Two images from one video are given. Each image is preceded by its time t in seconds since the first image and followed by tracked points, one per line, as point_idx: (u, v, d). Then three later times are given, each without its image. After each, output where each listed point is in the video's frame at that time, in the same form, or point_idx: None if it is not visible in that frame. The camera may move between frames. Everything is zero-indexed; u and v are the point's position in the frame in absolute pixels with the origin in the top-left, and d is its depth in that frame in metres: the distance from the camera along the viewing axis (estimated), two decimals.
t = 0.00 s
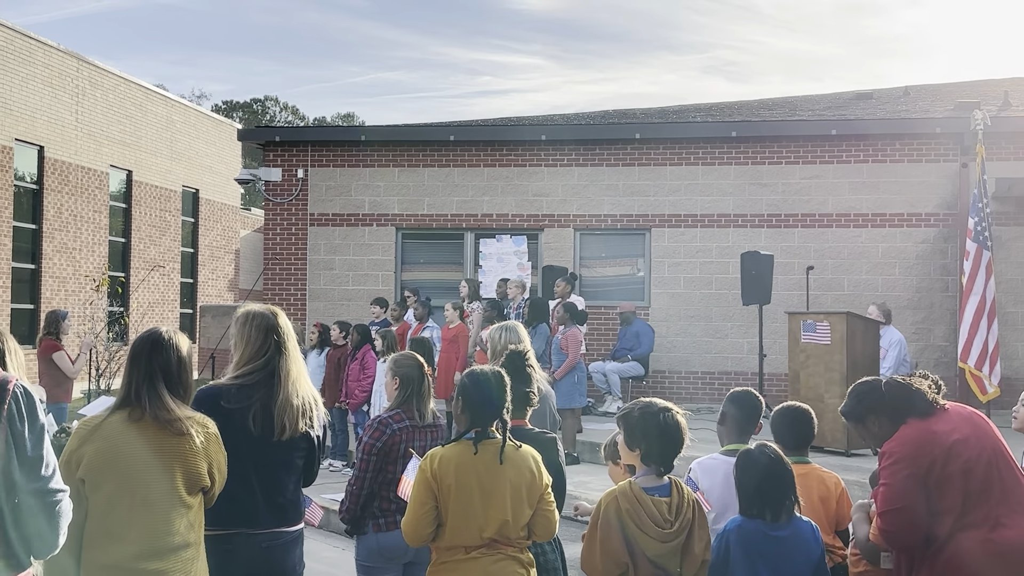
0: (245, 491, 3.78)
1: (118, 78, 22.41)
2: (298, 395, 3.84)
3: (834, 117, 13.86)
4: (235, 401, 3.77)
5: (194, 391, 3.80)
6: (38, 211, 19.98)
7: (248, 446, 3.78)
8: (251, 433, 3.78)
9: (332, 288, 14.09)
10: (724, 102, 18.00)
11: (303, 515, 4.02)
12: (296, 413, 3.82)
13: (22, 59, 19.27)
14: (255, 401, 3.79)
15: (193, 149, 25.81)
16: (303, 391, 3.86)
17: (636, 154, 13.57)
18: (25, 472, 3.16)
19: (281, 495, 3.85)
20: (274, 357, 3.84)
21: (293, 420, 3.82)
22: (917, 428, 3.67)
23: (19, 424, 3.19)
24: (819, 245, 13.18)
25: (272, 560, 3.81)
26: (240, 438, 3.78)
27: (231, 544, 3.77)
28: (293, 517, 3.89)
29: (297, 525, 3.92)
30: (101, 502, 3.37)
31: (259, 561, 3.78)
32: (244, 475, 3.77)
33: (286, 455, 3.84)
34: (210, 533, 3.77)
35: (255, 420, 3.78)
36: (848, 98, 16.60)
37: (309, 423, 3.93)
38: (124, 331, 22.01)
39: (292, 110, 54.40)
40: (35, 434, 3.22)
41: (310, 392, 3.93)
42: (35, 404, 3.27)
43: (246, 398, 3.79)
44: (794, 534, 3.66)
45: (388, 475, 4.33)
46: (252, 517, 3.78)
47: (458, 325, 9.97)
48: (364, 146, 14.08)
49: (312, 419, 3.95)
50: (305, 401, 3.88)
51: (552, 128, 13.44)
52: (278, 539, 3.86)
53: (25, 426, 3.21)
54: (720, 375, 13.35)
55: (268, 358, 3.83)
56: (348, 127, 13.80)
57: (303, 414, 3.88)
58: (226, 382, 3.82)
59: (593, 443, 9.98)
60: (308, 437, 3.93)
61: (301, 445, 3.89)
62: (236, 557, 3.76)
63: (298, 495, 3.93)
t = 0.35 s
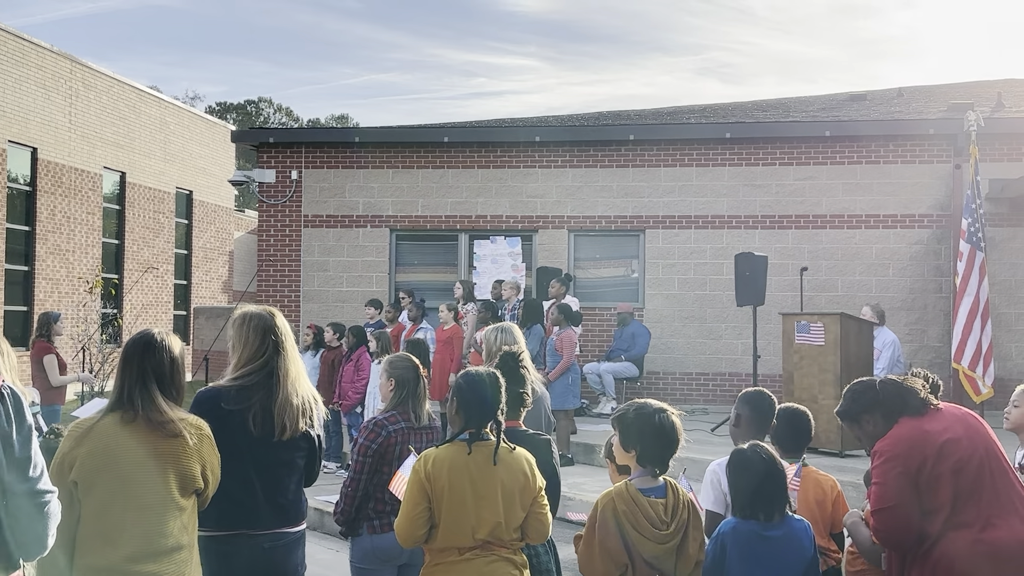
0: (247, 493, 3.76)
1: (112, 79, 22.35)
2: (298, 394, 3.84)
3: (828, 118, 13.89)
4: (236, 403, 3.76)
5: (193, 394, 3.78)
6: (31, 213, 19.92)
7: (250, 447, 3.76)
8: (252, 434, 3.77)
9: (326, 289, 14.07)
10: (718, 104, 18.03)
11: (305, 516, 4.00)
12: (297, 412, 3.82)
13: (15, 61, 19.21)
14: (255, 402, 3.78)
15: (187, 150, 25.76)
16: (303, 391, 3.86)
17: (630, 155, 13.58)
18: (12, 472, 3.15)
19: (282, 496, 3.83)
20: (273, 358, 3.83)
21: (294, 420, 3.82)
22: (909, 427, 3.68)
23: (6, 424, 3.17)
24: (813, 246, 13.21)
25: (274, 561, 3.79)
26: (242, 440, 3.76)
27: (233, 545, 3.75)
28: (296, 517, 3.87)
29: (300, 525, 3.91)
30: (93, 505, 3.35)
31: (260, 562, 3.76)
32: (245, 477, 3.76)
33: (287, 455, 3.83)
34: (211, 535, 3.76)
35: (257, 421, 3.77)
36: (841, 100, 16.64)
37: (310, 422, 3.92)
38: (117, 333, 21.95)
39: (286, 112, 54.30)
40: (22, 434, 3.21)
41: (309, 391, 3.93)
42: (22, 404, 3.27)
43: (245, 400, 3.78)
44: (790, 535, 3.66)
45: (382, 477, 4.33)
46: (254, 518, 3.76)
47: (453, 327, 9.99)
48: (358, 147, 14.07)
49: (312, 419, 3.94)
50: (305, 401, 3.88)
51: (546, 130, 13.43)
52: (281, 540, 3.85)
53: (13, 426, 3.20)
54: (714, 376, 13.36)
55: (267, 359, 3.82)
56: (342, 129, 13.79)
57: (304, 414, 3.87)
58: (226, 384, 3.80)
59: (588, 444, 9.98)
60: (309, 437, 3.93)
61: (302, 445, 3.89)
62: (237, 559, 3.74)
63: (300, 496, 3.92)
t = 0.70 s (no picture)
0: (267, 494, 3.73)
1: (108, 79, 22.31)
2: (316, 393, 3.83)
3: (824, 119, 13.91)
4: (254, 404, 3.74)
5: (210, 399, 3.74)
6: (27, 213, 19.87)
7: (269, 448, 3.73)
8: (271, 435, 3.73)
9: (322, 290, 14.06)
10: (715, 105, 18.05)
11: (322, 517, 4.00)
12: (315, 412, 3.81)
13: (10, 61, 19.17)
14: (274, 402, 3.75)
15: (183, 150, 25.72)
16: (319, 390, 3.86)
17: (626, 156, 13.59)
18: (7, 476, 3.12)
19: (303, 495, 3.82)
20: (290, 358, 3.82)
21: (312, 419, 3.81)
22: (907, 427, 3.68)
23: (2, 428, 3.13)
24: (809, 247, 13.22)
25: (296, 561, 3.78)
26: (262, 441, 3.73)
27: (256, 545, 3.72)
28: (315, 516, 3.87)
29: (318, 525, 3.90)
30: (89, 507, 3.34)
31: (282, 562, 3.74)
32: (265, 478, 3.73)
33: (305, 455, 3.81)
34: (231, 536, 3.73)
35: (275, 421, 3.74)
36: (837, 101, 16.67)
37: (326, 422, 3.91)
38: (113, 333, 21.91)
39: (283, 112, 54.25)
40: (17, 436, 3.18)
41: (324, 390, 3.92)
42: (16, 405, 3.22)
43: (264, 401, 3.75)
44: (790, 535, 3.67)
45: (380, 478, 4.32)
46: (276, 518, 3.74)
47: (449, 327, 9.98)
48: (355, 147, 14.05)
49: (328, 419, 3.94)
50: (321, 400, 3.87)
51: (542, 130, 13.43)
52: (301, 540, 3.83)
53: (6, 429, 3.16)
54: (711, 376, 13.37)
55: (283, 359, 3.81)
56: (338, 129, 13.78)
57: (321, 414, 3.86)
58: (243, 386, 3.78)
59: (586, 445, 9.98)
60: (325, 436, 3.92)
61: (319, 445, 3.88)
62: (259, 560, 3.71)
63: (319, 495, 3.91)
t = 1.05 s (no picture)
0: (285, 493, 3.73)
1: (106, 78, 22.30)
2: (328, 392, 3.84)
3: (822, 120, 13.92)
4: (269, 403, 3.73)
5: (223, 399, 3.71)
6: (25, 212, 19.86)
7: (285, 447, 3.73)
8: (287, 433, 3.73)
9: (321, 290, 14.05)
10: (713, 105, 18.06)
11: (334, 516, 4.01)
12: (329, 410, 3.83)
13: (8, 60, 19.15)
14: (290, 401, 3.75)
15: (181, 150, 25.70)
16: (331, 389, 3.87)
17: (624, 156, 13.59)
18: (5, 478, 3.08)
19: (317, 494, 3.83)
20: (302, 357, 3.83)
21: (327, 418, 3.82)
22: (907, 427, 3.69)
23: None
24: (807, 247, 13.23)
25: (312, 559, 3.79)
26: (276, 440, 3.72)
27: (272, 544, 3.72)
28: (329, 515, 3.88)
29: (331, 523, 3.91)
30: (88, 507, 3.34)
31: (297, 561, 3.75)
32: (283, 477, 3.73)
33: (318, 453, 3.83)
34: (248, 535, 3.72)
35: (290, 419, 3.74)
36: (836, 102, 16.68)
37: (338, 421, 3.92)
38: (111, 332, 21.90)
39: (282, 112, 54.27)
40: (13, 435, 3.13)
41: (335, 390, 3.93)
42: (12, 405, 3.17)
43: (279, 400, 3.74)
44: (789, 534, 3.69)
45: (377, 478, 4.32)
46: (292, 517, 3.75)
47: (448, 327, 9.97)
48: (354, 147, 14.05)
49: (340, 418, 3.95)
50: (334, 399, 3.88)
51: (541, 130, 13.44)
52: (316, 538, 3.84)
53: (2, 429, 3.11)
54: (709, 377, 13.38)
55: (297, 358, 3.81)
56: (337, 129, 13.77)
57: (334, 413, 3.87)
58: (257, 386, 3.77)
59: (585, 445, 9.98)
60: (337, 435, 3.93)
61: (332, 443, 3.89)
62: (276, 560, 3.71)
63: (331, 493, 3.92)
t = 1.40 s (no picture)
0: (284, 490, 3.74)
1: (107, 77, 22.30)
2: (328, 390, 3.84)
3: (823, 119, 13.92)
4: (269, 401, 3.73)
5: (222, 396, 3.71)
6: (26, 210, 19.85)
7: (285, 445, 3.73)
8: (286, 432, 3.74)
9: (321, 288, 14.05)
10: (714, 104, 18.06)
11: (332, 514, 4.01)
12: (329, 409, 3.82)
13: (10, 58, 19.15)
14: (289, 399, 3.75)
15: (182, 148, 25.71)
16: (331, 388, 3.87)
17: (626, 156, 13.59)
18: (9, 472, 3.10)
19: (316, 491, 3.83)
20: (302, 355, 3.82)
21: (327, 416, 3.81)
22: (912, 427, 3.69)
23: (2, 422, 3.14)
24: (808, 247, 13.23)
25: (311, 557, 3.80)
26: (276, 438, 3.73)
27: (271, 543, 3.73)
28: (328, 513, 3.89)
29: (330, 521, 3.91)
30: (90, 505, 3.34)
31: (297, 559, 3.76)
32: (282, 474, 3.73)
33: (319, 451, 3.83)
34: (248, 534, 3.73)
35: (290, 418, 3.74)
36: (837, 101, 16.68)
37: (338, 420, 3.92)
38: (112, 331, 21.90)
39: (282, 111, 54.29)
40: (18, 431, 3.19)
41: (335, 389, 3.93)
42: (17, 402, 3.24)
43: (279, 399, 3.75)
44: (789, 532, 3.68)
45: (379, 477, 4.32)
46: (292, 516, 3.75)
47: (449, 326, 9.97)
48: (355, 145, 14.04)
49: (340, 417, 3.95)
50: (333, 397, 3.88)
51: (542, 129, 13.45)
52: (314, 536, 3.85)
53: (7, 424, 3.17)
54: (710, 376, 13.38)
55: (297, 356, 3.81)
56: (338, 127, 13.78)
57: (334, 412, 3.87)
58: (256, 383, 3.77)
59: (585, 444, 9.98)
60: (337, 434, 3.93)
61: (332, 442, 3.89)
62: (275, 559, 3.72)
63: (330, 491, 3.92)
